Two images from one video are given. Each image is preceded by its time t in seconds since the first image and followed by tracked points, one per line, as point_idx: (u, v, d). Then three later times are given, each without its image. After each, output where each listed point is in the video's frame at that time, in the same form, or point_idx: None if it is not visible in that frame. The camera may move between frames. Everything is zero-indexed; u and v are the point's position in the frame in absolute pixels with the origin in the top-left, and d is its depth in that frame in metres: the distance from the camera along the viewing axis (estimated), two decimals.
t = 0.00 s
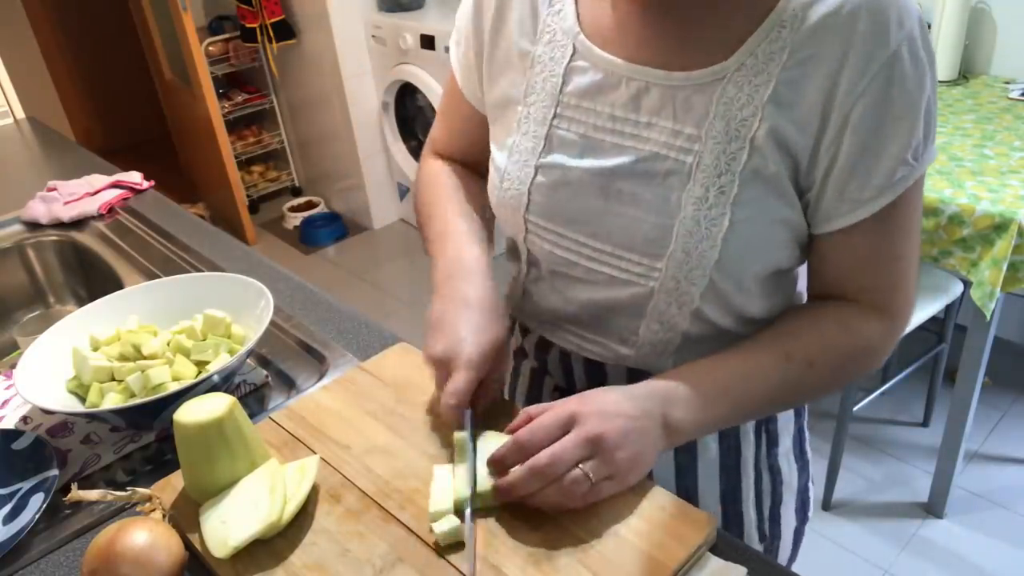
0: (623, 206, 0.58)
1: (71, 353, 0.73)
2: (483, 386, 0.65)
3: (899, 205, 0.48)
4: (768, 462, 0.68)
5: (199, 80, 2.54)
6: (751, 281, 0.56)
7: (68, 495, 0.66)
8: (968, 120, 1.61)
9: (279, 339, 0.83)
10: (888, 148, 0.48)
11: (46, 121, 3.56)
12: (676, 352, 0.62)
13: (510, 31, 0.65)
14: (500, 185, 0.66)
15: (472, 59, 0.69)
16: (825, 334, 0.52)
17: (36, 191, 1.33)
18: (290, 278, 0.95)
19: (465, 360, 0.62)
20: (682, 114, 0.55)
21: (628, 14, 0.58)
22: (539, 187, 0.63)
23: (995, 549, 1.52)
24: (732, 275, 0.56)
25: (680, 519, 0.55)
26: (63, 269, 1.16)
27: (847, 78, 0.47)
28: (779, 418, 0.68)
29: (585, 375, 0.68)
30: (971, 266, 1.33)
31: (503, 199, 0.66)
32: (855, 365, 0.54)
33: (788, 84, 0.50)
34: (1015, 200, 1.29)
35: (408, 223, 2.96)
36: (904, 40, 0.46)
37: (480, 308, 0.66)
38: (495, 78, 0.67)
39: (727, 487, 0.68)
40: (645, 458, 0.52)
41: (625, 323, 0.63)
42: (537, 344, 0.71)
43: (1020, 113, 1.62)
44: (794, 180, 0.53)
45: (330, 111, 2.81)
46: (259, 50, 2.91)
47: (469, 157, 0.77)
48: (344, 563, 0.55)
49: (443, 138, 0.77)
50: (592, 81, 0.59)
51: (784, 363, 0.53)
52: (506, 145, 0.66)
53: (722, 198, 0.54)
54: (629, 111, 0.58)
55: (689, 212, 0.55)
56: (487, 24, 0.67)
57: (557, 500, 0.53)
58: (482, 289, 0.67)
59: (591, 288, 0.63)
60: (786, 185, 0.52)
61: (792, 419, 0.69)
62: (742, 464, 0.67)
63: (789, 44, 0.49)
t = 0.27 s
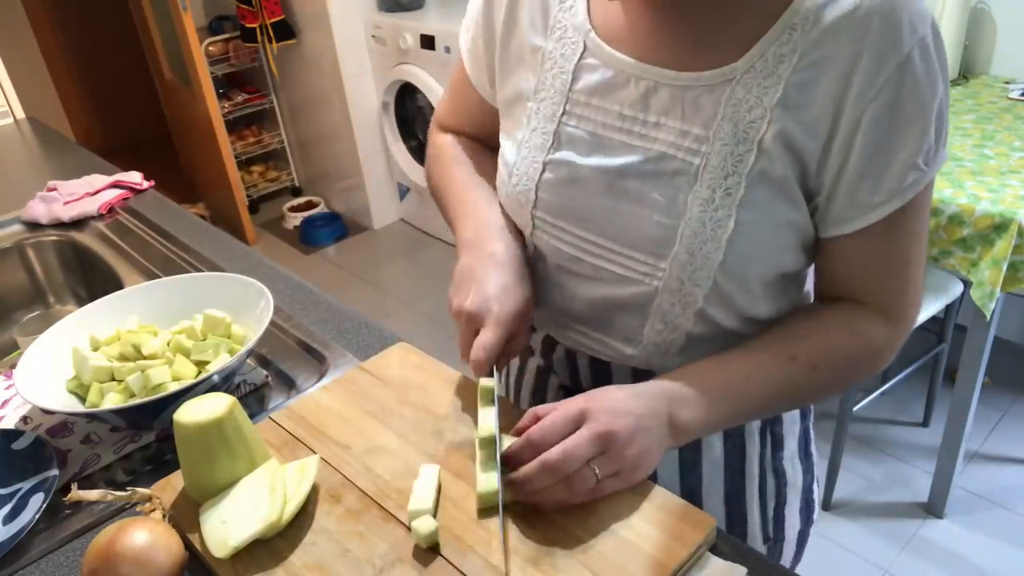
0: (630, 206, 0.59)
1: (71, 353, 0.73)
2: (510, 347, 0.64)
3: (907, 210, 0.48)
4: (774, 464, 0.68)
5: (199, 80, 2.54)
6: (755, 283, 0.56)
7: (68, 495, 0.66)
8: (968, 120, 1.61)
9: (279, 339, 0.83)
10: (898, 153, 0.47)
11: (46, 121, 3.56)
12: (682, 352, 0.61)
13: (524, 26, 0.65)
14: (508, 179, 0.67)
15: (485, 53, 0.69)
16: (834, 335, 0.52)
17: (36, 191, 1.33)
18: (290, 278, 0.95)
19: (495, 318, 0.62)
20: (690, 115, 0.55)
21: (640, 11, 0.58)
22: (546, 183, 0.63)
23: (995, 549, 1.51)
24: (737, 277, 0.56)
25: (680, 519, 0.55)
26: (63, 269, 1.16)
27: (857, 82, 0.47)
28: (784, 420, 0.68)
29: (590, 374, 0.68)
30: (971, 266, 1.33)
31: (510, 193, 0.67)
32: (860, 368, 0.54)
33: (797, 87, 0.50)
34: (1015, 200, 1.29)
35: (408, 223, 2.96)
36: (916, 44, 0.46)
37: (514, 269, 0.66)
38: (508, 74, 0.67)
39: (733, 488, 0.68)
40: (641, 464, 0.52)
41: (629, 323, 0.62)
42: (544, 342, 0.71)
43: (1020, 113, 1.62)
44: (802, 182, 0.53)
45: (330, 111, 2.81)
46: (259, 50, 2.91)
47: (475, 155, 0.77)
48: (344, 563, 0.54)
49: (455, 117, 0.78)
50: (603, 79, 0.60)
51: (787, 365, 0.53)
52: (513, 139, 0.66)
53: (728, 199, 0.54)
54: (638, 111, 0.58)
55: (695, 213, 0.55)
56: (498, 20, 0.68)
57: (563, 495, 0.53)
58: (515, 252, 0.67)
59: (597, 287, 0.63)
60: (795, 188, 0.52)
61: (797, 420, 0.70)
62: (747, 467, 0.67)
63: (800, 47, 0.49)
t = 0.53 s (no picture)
0: (600, 196, 0.59)
1: (71, 353, 0.73)
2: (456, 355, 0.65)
3: (877, 198, 0.48)
4: (754, 465, 0.67)
5: (199, 80, 2.54)
6: (726, 272, 0.56)
7: (67, 495, 0.66)
8: (968, 120, 1.61)
9: (280, 339, 0.83)
10: (860, 141, 0.47)
11: (46, 121, 3.56)
12: (659, 344, 0.61)
13: (512, 28, 0.66)
14: (493, 175, 0.66)
15: (478, 57, 0.70)
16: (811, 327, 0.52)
17: (35, 191, 1.33)
18: (290, 278, 0.95)
19: (443, 317, 0.63)
20: (659, 104, 0.55)
21: (617, 8, 0.58)
22: (526, 176, 0.63)
23: (995, 549, 1.52)
24: (703, 266, 0.56)
25: (680, 519, 0.55)
26: (63, 269, 1.16)
27: (820, 70, 0.47)
28: (766, 421, 0.67)
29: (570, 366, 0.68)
30: (971, 266, 1.33)
31: (494, 188, 0.67)
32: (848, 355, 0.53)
33: (761, 76, 0.50)
34: (1015, 200, 1.29)
35: (408, 223, 2.96)
36: (877, 35, 0.46)
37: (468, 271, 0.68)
38: (498, 76, 0.68)
39: (710, 487, 0.68)
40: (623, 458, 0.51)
41: (604, 313, 0.62)
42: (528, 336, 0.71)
43: (1020, 113, 1.61)
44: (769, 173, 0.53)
45: (330, 111, 2.81)
46: (259, 49, 2.91)
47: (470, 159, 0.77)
48: (344, 563, 0.54)
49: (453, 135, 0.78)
50: (579, 73, 0.60)
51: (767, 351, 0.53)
52: (499, 135, 0.66)
53: (694, 187, 0.54)
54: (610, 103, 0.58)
55: (662, 200, 0.55)
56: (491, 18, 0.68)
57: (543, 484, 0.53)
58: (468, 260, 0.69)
59: (573, 278, 0.63)
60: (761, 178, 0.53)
61: (781, 422, 0.68)
62: (725, 466, 0.67)
63: (763, 39, 0.50)
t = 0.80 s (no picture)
0: (558, 193, 0.60)
1: (71, 353, 0.73)
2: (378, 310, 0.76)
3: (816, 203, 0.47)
4: (725, 468, 0.68)
5: (199, 80, 2.54)
6: (677, 270, 0.57)
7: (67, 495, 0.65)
8: (968, 120, 1.61)
9: (280, 339, 0.83)
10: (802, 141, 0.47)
11: (46, 121, 3.56)
12: (624, 341, 0.62)
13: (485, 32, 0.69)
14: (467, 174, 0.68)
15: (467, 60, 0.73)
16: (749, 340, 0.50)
17: (36, 191, 1.33)
18: (290, 278, 0.95)
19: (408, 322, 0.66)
20: (611, 103, 0.57)
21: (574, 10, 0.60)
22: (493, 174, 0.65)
23: (995, 549, 1.52)
24: (653, 262, 0.56)
25: (681, 519, 0.55)
26: (63, 269, 1.16)
27: (763, 68, 0.48)
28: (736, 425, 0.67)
29: (542, 365, 0.69)
30: (971, 266, 1.33)
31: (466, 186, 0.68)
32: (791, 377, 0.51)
33: (707, 75, 0.51)
34: (1015, 199, 1.29)
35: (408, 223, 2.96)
36: (819, 33, 0.46)
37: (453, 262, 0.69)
38: (478, 79, 0.70)
39: (680, 486, 0.69)
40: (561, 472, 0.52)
41: (566, 310, 0.63)
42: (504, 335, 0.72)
43: (1020, 113, 1.62)
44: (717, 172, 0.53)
45: (330, 111, 2.81)
46: (259, 50, 2.91)
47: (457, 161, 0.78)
48: (344, 563, 0.54)
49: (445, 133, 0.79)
50: (542, 73, 0.62)
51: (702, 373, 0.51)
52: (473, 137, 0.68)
53: (642, 184, 0.54)
54: (568, 102, 0.59)
55: (611, 197, 0.56)
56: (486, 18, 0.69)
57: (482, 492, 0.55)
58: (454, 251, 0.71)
59: (535, 274, 0.64)
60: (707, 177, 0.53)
61: (752, 427, 0.69)
62: (695, 467, 0.68)
63: (710, 39, 0.51)
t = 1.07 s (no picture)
0: (539, 189, 0.60)
1: (71, 353, 0.73)
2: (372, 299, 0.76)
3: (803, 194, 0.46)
4: (713, 467, 0.69)
5: (199, 80, 2.53)
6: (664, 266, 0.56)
7: (67, 495, 0.65)
8: (968, 120, 1.61)
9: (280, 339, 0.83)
10: (777, 134, 0.46)
11: (46, 121, 3.56)
12: (608, 336, 0.62)
13: (476, 34, 0.70)
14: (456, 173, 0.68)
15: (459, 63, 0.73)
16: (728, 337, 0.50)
17: (35, 191, 1.33)
18: (290, 278, 0.95)
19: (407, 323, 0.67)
20: (587, 100, 0.57)
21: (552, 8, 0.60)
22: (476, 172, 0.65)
23: (995, 549, 1.52)
24: (629, 257, 0.56)
25: (681, 519, 0.55)
26: (63, 269, 1.16)
27: (730, 61, 0.48)
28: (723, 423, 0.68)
29: (531, 358, 0.68)
30: (971, 266, 1.33)
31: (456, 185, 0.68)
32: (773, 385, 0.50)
33: (677, 70, 0.51)
34: (1015, 199, 1.28)
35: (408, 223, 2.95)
36: (786, 25, 0.46)
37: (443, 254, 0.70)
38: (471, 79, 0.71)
39: (667, 482, 0.69)
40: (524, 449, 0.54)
41: (549, 305, 0.64)
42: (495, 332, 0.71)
43: (1020, 113, 1.62)
44: (694, 166, 0.53)
45: (330, 111, 2.81)
46: (259, 50, 2.91)
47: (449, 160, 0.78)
48: (344, 563, 0.54)
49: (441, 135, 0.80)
50: (523, 72, 0.62)
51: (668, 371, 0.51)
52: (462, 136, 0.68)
53: (617, 179, 0.54)
54: (546, 100, 0.60)
55: (588, 192, 0.56)
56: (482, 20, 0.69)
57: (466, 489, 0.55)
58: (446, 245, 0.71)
59: (519, 269, 0.64)
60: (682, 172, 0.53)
61: (740, 425, 0.69)
62: (683, 466, 0.68)
63: (680, 35, 0.51)
